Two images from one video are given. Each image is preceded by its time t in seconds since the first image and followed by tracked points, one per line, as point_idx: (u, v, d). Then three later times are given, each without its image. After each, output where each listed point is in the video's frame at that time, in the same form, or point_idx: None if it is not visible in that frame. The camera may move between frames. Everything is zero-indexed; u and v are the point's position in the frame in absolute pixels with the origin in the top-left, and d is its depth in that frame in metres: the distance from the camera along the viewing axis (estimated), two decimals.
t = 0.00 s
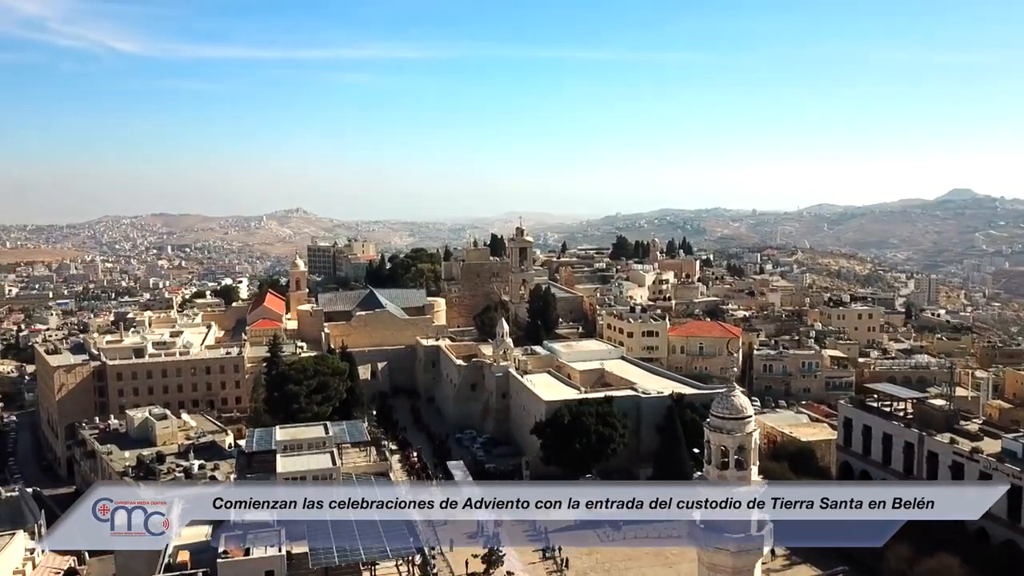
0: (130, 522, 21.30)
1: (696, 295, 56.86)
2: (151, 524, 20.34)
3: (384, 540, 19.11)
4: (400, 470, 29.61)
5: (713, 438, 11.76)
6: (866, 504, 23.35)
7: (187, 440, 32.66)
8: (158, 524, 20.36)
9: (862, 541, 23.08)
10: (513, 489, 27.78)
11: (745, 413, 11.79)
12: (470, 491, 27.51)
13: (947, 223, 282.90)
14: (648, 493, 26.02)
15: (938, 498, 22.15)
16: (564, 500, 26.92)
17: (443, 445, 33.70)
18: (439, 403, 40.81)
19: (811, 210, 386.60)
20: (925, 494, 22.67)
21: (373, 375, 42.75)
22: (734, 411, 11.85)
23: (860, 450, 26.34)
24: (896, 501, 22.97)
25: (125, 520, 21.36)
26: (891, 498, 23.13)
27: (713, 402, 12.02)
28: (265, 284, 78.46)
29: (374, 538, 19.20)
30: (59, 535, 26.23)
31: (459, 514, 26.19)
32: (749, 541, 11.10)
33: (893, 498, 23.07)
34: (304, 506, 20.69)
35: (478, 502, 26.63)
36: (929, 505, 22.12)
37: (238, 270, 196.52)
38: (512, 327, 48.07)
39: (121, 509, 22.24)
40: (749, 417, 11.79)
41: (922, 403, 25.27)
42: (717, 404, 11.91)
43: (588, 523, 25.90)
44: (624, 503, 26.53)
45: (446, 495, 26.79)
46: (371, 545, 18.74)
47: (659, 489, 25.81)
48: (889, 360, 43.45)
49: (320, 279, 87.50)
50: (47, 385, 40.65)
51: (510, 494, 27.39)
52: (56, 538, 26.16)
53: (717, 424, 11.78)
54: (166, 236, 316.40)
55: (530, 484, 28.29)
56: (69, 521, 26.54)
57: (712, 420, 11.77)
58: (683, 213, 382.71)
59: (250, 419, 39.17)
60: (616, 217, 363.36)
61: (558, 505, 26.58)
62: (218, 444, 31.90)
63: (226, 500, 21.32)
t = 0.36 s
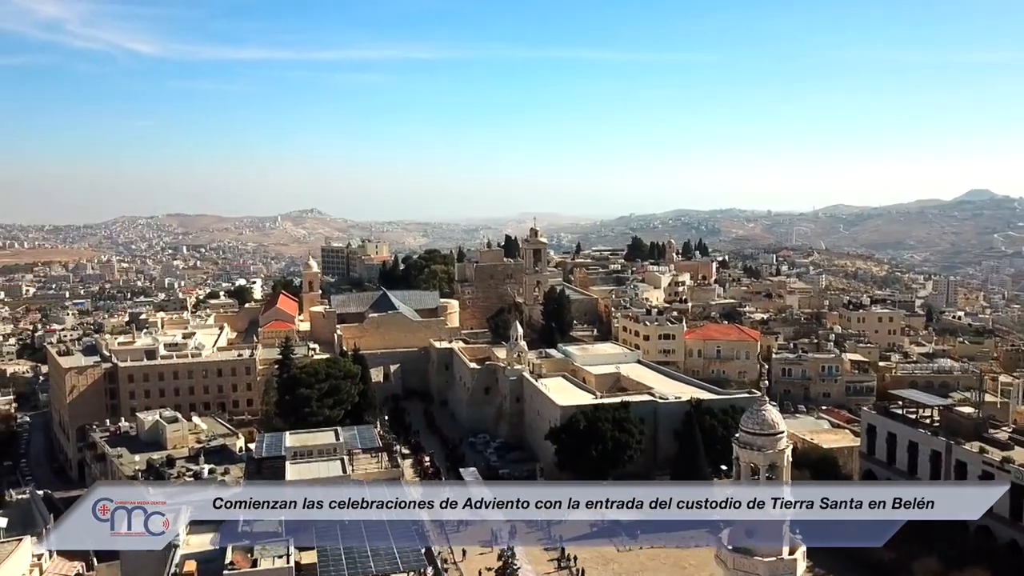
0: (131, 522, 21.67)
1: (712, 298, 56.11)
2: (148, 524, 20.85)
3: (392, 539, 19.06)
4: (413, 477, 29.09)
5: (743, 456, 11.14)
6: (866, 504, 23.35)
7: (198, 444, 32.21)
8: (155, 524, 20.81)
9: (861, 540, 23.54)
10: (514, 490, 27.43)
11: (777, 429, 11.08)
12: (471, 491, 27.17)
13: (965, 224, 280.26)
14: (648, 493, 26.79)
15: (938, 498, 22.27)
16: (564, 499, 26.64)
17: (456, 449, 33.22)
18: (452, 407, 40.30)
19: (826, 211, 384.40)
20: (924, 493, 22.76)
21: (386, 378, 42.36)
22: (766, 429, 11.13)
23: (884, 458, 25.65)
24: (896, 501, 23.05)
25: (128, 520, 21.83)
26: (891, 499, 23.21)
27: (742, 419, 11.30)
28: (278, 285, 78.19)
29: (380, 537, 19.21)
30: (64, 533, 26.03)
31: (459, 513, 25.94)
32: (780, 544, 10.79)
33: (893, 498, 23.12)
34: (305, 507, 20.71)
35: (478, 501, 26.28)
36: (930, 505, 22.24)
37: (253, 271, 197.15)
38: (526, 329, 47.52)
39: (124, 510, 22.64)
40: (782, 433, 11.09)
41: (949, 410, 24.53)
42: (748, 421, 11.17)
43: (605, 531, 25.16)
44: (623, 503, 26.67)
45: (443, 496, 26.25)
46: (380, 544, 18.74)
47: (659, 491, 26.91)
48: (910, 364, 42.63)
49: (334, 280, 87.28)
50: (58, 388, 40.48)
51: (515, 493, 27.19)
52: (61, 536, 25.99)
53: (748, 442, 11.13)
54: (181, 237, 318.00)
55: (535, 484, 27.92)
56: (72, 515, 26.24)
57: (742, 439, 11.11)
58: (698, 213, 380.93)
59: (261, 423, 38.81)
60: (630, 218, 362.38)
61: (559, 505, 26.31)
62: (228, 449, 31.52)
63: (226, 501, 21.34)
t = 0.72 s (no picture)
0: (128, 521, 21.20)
1: (728, 300, 55.30)
2: (149, 525, 20.19)
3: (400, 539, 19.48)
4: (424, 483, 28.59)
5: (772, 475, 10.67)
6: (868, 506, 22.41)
7: (207, 448, 31.80)
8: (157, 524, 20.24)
9: (861, 541, 23.23)
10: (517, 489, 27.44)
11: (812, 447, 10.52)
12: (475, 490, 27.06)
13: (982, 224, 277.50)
14: (648, 492, 26.22)
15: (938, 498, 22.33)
16: (564, 499, 26.55)
17: (468, 454, 32.69)
18: (464, 410, 39.79)
19: (841, 211, 381.74)
20: (924, 493, 22.80)
21: (397, 381, 41.89)
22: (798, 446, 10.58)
23: (908, 467, 24.95)
24: (896, 501, 22.91)
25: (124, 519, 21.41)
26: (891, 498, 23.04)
27: (774, 436, 10.76)
28: (290, 286, 77.92)
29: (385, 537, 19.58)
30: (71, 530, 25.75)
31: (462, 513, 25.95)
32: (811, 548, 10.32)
33: (893, 498, 22.91)
34: (304, 506, 20.97)
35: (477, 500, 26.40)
36: (930, 505, 22.25)
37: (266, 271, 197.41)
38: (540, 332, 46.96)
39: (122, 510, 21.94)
40: (816, 451, 10.54)
41: (976, 418, 23.80)
42: (780, 440, 10.62)
43: (620, 539, 24.45)
44: (623, 503, 26.05)
45: (445, 495, 26.59)
46: (389, 544, 19.13)
47: (658, 491, 26.60)
48: (932, 368, 41.75)
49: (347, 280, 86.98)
50: (68, 389, 40.22)
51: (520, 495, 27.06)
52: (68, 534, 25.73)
53: (781, 458, 10.62)
54: (195, 237, 319.14)
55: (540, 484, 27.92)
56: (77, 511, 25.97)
57: (775, 457, 10.57)
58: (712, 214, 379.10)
59: (271, 425, 38.40)
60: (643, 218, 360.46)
61: (559, 505, 26.13)
62: (237, 452, 31.12)
63: (225, 500, 21.55)
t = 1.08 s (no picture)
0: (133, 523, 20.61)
1: (743, 302, 54.54)
2: (148, 525, 19.53)
3: (406, 539, 20.09)
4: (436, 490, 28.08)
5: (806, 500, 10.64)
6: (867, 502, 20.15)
7: (217, 452, 31.40)
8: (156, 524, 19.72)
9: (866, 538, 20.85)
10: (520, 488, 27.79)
11: (851, 464, 10.58)
12: (482, 491, 27.73)
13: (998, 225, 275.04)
14: (649, 492, 25.49)
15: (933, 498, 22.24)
16: (564, 499, 26.57)
17: (480, 459, 32.15)
18: (476, 414, 39.27)
19: (855, 212, 379.44)
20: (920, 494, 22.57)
21: (408, 384, 41.38)
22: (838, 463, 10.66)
23: (933, 476, 24.27)
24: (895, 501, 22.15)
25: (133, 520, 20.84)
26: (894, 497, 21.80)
27: (812, 462, 10.86)
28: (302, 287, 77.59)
29: (386, 537, 20.09)
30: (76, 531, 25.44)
31: (464, 512, 26.43)
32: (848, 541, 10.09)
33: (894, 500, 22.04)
34: (304, 506, 20.91)
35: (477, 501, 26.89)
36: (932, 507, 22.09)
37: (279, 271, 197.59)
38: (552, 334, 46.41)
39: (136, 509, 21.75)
40: (856, 469, 10.56)
41: (1003, 425, 23.09)
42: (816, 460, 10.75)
43: (637, 549, 23.74)
44: (623, 503, 25.62)
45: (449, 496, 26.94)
46: (398, 546, 19.64)
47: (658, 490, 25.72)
48: (953, 372, 40.92)
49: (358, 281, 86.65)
50: (78, 391, 39.90)
51: (523, 494, 27.42)
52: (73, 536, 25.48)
53: (821, 478, 10.67)
54: (208, 237, 320.13)
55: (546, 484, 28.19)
56: (77, 509, 25.54)
57: (813, 472, 10.65)
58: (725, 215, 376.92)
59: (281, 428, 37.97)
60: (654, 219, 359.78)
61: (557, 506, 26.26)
62: (246, 457, 30.67)
63: (226, 500, 21.56)
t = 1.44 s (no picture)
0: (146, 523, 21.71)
1: (759, 304, 53.78)
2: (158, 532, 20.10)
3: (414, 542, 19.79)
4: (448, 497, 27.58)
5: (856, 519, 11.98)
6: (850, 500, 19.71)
7: (226, 456, 30.94)
8: (158, 523, 21.38)
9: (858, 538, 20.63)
10: (529, 492, 27.61)
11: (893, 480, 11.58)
12: (493, 498, 27.18)
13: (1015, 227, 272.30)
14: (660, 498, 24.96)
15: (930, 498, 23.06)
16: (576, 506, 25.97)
17: (493, 465, 31.61)
18: (488, 418, 38.75)
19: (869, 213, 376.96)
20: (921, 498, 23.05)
21: (420, 387, 40.86)
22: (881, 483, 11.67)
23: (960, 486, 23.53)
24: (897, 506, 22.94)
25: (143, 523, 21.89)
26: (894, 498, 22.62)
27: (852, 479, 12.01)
28: (314, 288, 77.20)
29: (393, 537, 19.78)
30: (85, 530, 24.87)
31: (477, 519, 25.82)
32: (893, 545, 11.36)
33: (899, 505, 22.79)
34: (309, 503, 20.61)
35: (485, 505, 26.56)
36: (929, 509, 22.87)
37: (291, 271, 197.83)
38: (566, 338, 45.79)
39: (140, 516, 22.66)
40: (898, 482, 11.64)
41: None
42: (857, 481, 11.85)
43: (653, 558, 23.09)
44: (637, 510, 25.01)
45: (462, 507, 26.31)
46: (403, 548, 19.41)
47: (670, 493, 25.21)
48: (975, 376, 40.08)
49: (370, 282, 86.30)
50: (87, 394, 39.59)
51: (535, 500, 26.99)
52: (81, 536, 24.89)
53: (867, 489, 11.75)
54: (221, 237, 321.01)
55: (559, 489, 27.79)
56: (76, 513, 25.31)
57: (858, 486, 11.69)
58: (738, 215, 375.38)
59: (290, 432, 37.57)
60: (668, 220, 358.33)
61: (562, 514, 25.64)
62: (255, 461, 30.23)
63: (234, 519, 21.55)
